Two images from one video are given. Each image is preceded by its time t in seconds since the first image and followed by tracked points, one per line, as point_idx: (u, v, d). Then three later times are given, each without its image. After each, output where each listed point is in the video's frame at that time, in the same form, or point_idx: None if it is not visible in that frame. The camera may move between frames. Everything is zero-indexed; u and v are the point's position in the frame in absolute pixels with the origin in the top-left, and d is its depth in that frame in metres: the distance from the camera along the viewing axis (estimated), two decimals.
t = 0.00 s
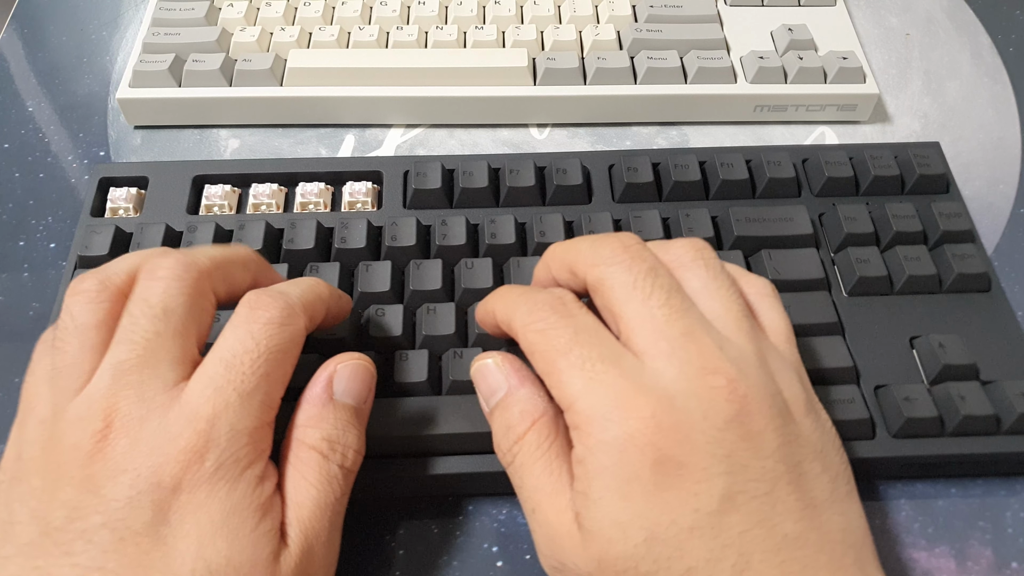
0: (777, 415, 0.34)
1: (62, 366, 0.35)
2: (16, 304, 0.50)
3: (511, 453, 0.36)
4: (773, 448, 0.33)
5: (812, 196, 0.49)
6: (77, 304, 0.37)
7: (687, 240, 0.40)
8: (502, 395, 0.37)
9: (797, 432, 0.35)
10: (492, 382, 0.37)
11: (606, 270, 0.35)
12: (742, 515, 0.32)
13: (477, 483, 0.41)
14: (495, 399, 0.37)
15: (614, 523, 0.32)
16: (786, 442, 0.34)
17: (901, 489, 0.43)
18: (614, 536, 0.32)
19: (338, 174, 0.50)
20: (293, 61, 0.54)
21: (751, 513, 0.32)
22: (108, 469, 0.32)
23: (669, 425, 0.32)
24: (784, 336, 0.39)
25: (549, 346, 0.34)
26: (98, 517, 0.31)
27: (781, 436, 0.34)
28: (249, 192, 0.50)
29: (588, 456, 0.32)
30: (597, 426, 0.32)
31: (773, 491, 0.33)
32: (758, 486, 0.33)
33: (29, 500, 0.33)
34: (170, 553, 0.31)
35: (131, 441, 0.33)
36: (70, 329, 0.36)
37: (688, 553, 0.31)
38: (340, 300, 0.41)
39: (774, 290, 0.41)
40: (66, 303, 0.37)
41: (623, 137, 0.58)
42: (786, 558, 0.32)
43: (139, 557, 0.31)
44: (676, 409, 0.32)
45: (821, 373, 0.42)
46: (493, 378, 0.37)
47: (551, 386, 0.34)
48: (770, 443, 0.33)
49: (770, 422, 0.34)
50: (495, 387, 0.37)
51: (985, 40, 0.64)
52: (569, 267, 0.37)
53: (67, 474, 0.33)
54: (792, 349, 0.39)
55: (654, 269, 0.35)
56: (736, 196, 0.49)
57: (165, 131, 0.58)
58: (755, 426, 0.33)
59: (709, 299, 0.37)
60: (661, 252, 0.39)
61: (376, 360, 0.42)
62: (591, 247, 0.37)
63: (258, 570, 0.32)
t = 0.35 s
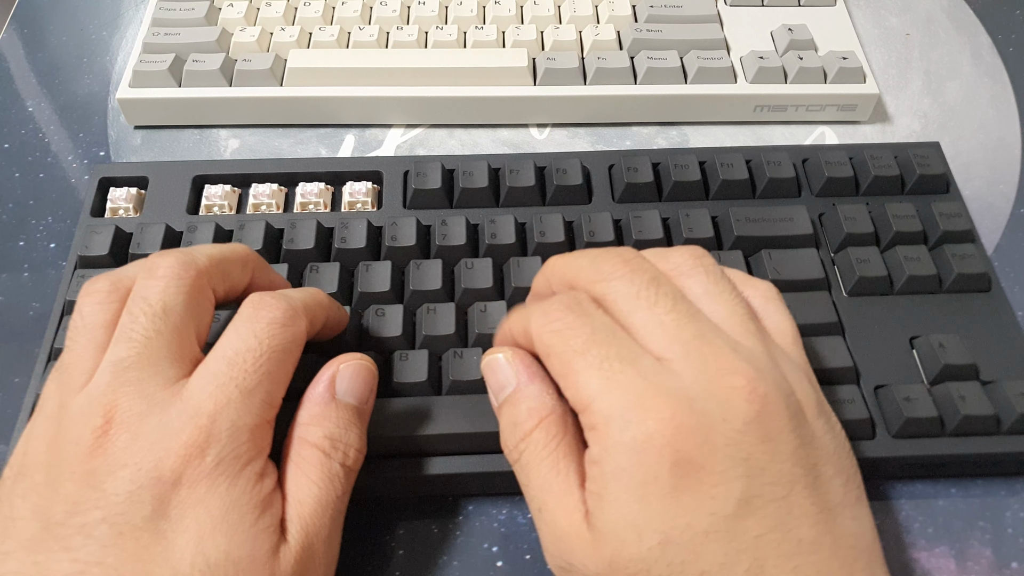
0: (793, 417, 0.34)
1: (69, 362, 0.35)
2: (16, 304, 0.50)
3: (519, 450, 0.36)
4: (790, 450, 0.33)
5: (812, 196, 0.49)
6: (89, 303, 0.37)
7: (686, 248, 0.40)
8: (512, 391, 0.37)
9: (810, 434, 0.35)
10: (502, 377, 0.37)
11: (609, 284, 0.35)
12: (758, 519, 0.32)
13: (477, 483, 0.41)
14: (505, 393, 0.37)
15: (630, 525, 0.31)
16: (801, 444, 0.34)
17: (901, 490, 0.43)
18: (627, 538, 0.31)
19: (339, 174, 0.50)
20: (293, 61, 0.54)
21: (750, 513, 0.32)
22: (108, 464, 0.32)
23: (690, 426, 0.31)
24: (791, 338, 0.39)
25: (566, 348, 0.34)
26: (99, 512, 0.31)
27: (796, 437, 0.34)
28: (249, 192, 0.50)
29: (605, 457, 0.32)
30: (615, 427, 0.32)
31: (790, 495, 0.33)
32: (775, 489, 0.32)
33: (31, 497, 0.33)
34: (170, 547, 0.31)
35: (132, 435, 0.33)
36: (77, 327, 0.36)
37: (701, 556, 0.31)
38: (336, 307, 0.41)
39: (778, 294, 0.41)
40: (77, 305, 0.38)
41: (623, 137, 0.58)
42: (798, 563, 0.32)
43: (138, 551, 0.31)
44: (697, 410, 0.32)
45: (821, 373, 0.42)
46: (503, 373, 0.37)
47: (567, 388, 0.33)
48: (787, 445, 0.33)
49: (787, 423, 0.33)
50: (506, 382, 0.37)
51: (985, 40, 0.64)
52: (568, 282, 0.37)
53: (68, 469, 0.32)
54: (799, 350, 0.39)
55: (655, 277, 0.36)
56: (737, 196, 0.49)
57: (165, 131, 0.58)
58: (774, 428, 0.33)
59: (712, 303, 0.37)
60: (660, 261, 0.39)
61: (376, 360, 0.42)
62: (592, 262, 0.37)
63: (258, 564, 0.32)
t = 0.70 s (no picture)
0: (792, 415, 0.34)
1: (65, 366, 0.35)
2: (16, 304, 0.50)
3: (515, 451, 0.36)
4: (790, 448, 0.33)
5: (812, 196, 0.49)
6: (87, 304, 0.37)
7: (689, 249, 0.40)
8: (507, 392, 0.37)
9: (809, 433, 0.35)
10: (497, 379, 0.37)
11: (617, 278, 0.36)
12: (760, 515, 0.32)
13: (477, 483, 0.41)
14: (500, 394, 0.37)
15: (629, 519, 0.31)
16: (800, 442, 0.34)
17: (901, 490, 0.43)
18: (627, 534, 0.31)
19: (339, 174, 0.50)
20: (293, 61, 0.54)
21: (752, 511, 0.32)
22: (111, 461, 0.32)
23: (690, 422, 0.31)
24: (787, 339, 0.39)
25: (566, 345, 0.34)
26: (100, 508, 0.31)
27: (795, 436, 0.34)
28: (249, 192, 0.50)
29: (606, 452, 0.32)
30: (615, 423, 0.32)
31: (790, 492, 0.32)
32: (775, 486, 0.32)
33: (30, 497, 0.33)
34: (172, 543, 0.31)
35: (133, 432, 0.33)
36: (77, 328, 0.36)
37: (702, 553, 0.31)
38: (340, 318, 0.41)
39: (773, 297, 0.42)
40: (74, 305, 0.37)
41: (623, 138, 0.58)
42: (799, 558, 0.32)
43: (140, 548, 0.31)
44: (697, 405, 0.32)
45: (821, 373, 0.42)
46: (498, 373, 0.37)
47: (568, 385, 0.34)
48: (787, 443, 0.33)
49: (787, 421, 0.34)
50: (501, 383, 0.37)
51: (985, 40, 0.64)
52: (577, 276, 0.37)
53: (70, 466, 0.32)
54: (796, 350, 0.39)
55: (663, 272, 0.36)
56: (737, 196, 0.49)
57: (165, 131, 0.58)
58: (773, 425, 0.33)
59: (715, 304, 0.37)
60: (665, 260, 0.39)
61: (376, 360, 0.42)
62: (600, 254, 0.37)
63: (259, 560, 0.32)
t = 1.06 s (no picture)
0: (725, 398, 0.34)
1: (51, 368, 0.35)
2: (16, 304, 0.50)
3: (473, 461, 0.36)
4: (721, 427, 0.34)
5: (812, 196, 0.49)
6: (79, 309, 0.37)
7: (655, 232, 0.40)
8: (469, 410, 0.37)
9: (751, 413, 0.35)
10: (460, 399, 0.38)
11: (571, 258, 0.36)
12: (695, 489, 0.32)
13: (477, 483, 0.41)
14: (462, 415, 0.37)
15: (574, 508, 0.31)
16: (736, 422, 0.34)
17: (901, 490, 0.43)
18: (572, 519, 0.31)
19: (339, 174, 0.50)
20: (293, 61, 0.54)
21: (751, 512, 0.32)
22: (68, 472, 0.32)
23: (614, 406, 0.32)
24: (761, 327, 0.39)
25: (491, 351, 0.35)
26: (59, 522, 0.31)
27: (729, 415, 0.34)
28: (250, 192, 0.50)
29: (545, 446, 0.33)
30: (548, 416, 0.32)
31: (724, 468, 0.33)
32: (708, 462, 0.32)
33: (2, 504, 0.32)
34: (137, 557, 0.31)
35: (89, 444, 0.32)
36: (67, 330, 0.37)
37: (645, 529, 0.31)
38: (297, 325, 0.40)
39: (754, 282, 0.42)
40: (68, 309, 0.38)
41: (623, 137, 0.58)
42: (742, 532, 0.31)
43: (101, 561, 0.31)
44: (622, 392, 0.33)
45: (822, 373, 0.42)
46: (461, 394, 0.38)
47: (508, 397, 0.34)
48: (717, 422, 0.34)
49: (718, 404, 0.34)
50: (463, 401, 0.37)
51: (985, 41, 0.64)
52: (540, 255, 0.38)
53: (33, 478, 0.32)
54: (768, 339, 0.39)
55: (616, 258, 0.36)
56: (737, 196, 0.49)
57: (165, 131, 0.58)
58: (701, 406, 0.34)
59: (675, 290, 0.37)
60: (629, 244, 0.39)
61: (377, 360, 0.42)
62: (559, 236, 0.37)
63: (229, 564, 0.32)
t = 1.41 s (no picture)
0: (763, 412, 0.34)
1: (45, 368, 0.35)
2: (16, 304, 0.50)
3: (498, 475, 0.36)
4: (761, 444, 0.33)
5: (812, 196, 0.49)
6: (72, 306, 0.36)
7: (672, 248, 0.40)
8: (483, 421, 0.36)
9: (784, 429, 0.35)
10: (472, 411, 0.37)
11: (594, 275, 0.35)
12: (739, 509, 0.32)
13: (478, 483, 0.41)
14: (477, 424, 0.37)
15: (613, 526, 0.31)
16: (774, 437, 0.34)
17: (900, 490, 0.43)
18: (613, 540, 0.31)
19: (339, 174, 0.50)
20: (293, 61, 0.54)
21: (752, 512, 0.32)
22: (75, 468, 0.32)
23: (659, 425, 0.32)
24: (779, 338, 0.40)
25: (524, 377, 0.34)
26: (65, 517, 0.31)
27: (767, 431, 0.34)
28: (249, 192, 0.50)
29: (585, 465, 0.32)
30: (589, 435, 0.32)
31: (766, 487, 0.33)
32: (751, 481, 0.32)
33: (9, 503, 0.32)
34: (145, 551, 0.31)
35: (96, 438, 0.32)
36: (60, 329, 0.36)
37: (687, 552, 0.31)
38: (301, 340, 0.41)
39: (769, 292, 0.42)
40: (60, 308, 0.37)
41: (623, 138, 0.58)
42: (783, 552, 0.32)
43: (109, 556, 0.30)
44: (665, 409, 0.32)
45: (822, 373, 0.42)
46: (472, 405, 0.37)
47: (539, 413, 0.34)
48: (758, 439, 0.33)
49: (757, 419, 0.34)
50: (475, 413, 0.37)
51: (986, 40, 0.64)
52: (557, 274, 0.37)
53: (38, 475, 0.32)
54: (786, 351, 0.39)
55: (641, 274, 0.35)
56: (737, 196, 0.49)
57: (165, 131, 0.58)
58: (742, 423, 0.33)
59: (696, 303, 0.37)
60: (647, 259, 0.39)
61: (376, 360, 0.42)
62: (579, 254, 0.37)
63: (238, 557, 0.32)
